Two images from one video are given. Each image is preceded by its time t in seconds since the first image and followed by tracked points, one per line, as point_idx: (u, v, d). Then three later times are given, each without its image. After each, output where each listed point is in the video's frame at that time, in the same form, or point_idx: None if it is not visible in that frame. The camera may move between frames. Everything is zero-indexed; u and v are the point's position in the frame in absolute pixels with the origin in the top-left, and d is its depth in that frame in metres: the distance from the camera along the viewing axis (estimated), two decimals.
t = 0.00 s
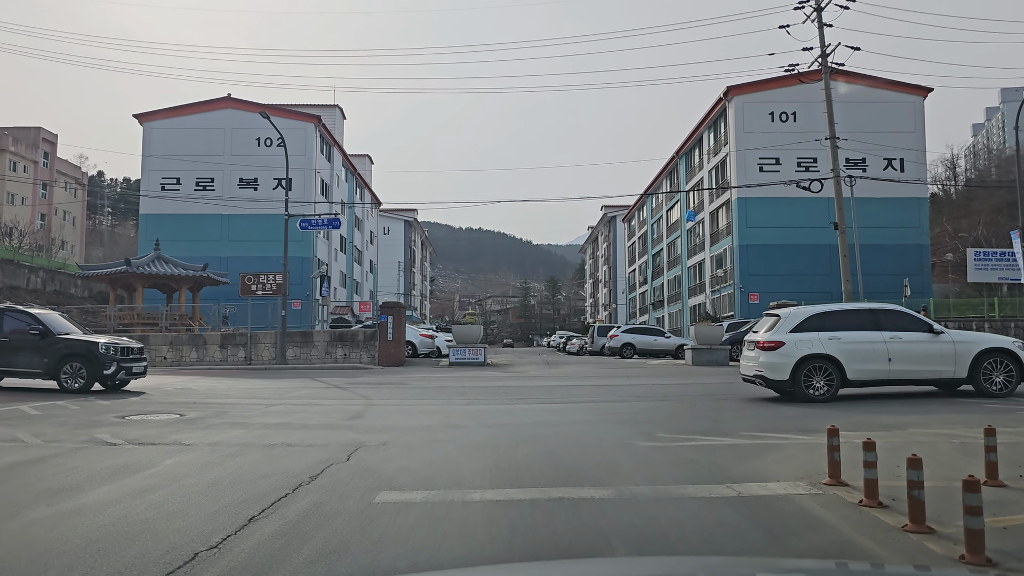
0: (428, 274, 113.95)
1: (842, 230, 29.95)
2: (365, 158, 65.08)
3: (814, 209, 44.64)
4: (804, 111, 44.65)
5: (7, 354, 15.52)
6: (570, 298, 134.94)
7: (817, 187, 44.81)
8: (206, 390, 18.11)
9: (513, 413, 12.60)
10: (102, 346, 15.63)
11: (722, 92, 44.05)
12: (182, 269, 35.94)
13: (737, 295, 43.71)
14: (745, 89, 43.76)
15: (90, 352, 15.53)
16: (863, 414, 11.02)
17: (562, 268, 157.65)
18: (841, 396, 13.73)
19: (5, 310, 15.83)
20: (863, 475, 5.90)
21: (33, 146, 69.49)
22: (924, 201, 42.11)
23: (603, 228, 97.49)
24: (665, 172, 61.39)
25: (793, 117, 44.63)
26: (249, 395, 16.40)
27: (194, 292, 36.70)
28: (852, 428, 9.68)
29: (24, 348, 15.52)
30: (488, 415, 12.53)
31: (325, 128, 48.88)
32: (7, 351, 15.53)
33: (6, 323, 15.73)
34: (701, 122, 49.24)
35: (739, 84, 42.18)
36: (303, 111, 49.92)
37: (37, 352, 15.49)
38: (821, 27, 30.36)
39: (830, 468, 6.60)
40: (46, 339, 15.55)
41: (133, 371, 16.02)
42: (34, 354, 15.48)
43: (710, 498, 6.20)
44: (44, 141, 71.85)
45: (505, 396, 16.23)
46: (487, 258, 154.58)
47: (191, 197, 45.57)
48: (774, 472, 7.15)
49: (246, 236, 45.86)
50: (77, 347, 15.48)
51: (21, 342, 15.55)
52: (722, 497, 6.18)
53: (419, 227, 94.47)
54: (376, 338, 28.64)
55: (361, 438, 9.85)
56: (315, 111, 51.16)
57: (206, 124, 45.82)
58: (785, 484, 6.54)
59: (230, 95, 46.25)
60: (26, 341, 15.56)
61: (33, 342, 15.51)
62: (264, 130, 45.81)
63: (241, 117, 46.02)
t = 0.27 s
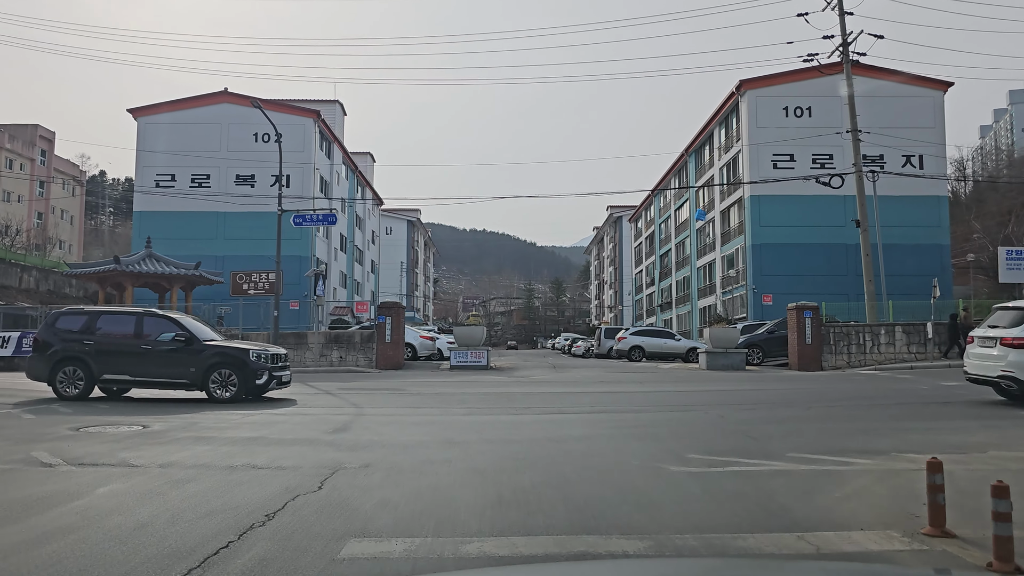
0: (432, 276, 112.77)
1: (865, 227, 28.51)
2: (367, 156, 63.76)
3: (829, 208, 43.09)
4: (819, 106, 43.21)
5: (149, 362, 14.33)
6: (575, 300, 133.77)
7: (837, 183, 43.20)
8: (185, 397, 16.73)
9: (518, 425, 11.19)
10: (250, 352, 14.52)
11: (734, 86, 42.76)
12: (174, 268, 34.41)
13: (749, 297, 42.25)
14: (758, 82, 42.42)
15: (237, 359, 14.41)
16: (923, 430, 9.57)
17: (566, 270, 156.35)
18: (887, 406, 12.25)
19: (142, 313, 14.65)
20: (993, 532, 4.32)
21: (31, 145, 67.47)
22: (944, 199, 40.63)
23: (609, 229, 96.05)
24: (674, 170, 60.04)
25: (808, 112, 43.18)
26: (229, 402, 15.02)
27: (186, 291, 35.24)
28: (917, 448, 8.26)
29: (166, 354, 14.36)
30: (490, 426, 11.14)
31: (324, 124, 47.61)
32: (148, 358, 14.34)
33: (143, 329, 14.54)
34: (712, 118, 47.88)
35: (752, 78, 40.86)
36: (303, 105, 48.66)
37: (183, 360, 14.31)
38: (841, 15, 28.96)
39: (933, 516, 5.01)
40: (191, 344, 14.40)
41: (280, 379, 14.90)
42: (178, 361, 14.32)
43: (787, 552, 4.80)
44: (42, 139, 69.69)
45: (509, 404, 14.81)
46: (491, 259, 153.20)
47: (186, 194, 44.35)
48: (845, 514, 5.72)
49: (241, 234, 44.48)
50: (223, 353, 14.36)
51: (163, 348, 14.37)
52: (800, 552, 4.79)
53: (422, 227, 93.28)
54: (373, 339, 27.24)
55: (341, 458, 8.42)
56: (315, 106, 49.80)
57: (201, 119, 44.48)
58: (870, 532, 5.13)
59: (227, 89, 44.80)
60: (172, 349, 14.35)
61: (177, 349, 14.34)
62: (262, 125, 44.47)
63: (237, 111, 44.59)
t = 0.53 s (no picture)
0: (437, 276, 111.57)
1: (890, 224, 27.19)
2: (371, 154, 62.56)
3: (847, 206, 41.63)
4: (837, 100, 41.88)
5: (323, 366, 12.61)
6: (582, 302, 132.42)
7: (860, 177, 41.75)
8: (166, 402, 15.49)
9: (527, 438, 9.93)
10: (433, 353, 12.73)
11: (749, 79, 41.56)
12: (168, 266, 33.11)
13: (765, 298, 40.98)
14: (773, 75, 41.20)
15: (419, 361, 12.65)
16: (998, 450, 8.32)
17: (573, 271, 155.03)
18: (939, 419, 10.98)
19: (307, 311, 12.97)
20: None
21: (31, 142, 65.68)
22: (967, 197, 39.14)
23: (617, 229, 94.68)
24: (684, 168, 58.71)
25: (825, 106, 41.88)
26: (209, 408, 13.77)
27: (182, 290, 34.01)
28: (1000, 475, 7.03)
29: (340, 357, 12.64)
30: (497, 440, 9.92)
31: (327, 119, 46.55)
32: (320, 362, 12.64)
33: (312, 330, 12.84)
34: (725, 113, 46.61)
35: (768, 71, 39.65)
36: (305, 100, 47.59)
37: (357, 362, 12.59)
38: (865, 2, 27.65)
39: None
40: (367, 347, 12.67)
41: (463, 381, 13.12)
42: (354, 365, 12.58)
43: None
44: (42, 136, 67.95)
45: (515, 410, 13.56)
46: (497, 259, 151.90)
47: (184, 191, 43.19)
48: (953, 574, 4.46)
49: (240, 232, 43.33)
50: (405, 355, 12.59)
51: (336, 350, 12.67)
52: None
53: (427, 227, 92.06)
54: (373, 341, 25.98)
55: (321, 480, 7.19)
56: (317, 101, 48.69)
57: (200, 113, 43.28)
58: None
59: (227, 83, 43.67)
60: (344, 350, 12.67)
61: (351, 351, 12.63)
62: (263, 120, 43.33)
63: (238, 106, 43.46)
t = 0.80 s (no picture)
0: (445, 276, 110.39)
1: (921, 219, 25.76)
2: (378, 151, 61.32)
3: (871, 202, 40.21)
4: (859, 92, 40.43)
5: (534, 368, 11.20)
6: (592, 302, 131.01)
7: (890, 170, 40.06)
8: (146, 408, 14.25)
9: (538, 457, 8.59)
10: (656, 355, 11.20)
11: (767, 72, 40.27)
12: (166, 264, 31.93)
13: (783, 297, 39.82)
14: (792, 67, 39.87)
15: (641, 366, 11.10)
16: None
17: (582, 271, 153.56)
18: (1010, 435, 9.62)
19: (510, 308, 11.54)
20: None
21: (34, 139, 64.48)
22: (995, 194, 37.75)
23: (628, 228, 93.25)
24: (699, 165, 57.30)
25: (847, 99, 40.45)
26: (189, 417, 12.52)
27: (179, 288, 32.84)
28: None
29: (551, 361, 11.21)
30: (505, 457, 8.64)
31: (331, 114, 45.36)
32: (526, 366, 11.22)
33: (518, 327, 11.41)
34: (741, 108, 45.26)
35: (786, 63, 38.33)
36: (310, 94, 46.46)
37: (571, 365, 11.15)
38: None
39: None
40: (580, 348, 11.22)
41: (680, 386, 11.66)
42: (567, 369, 11.15)
43: None
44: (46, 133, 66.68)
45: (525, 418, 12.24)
46: (506, 260, 150.65)
47: (185, 187, 42.11)
48: None
49: (242, 229, 42.24)
50: (626, 358, 11.07)
51: (546, 353, 11.24)
52: None
53: (435, 226, 90.84)
54: (375, 341, 24.72)
55: (289, 513, 5.90)
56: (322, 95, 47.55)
57: (201, 107, 42.21)
58: None
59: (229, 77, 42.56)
60: (557, 351, 11.23)
61: (564, 352, 11.19)
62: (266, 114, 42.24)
63: (240, 100, 42.40)
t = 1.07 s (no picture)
0: (455, 276, 109.36)
1: (955, 214, 24.46)
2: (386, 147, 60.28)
3: (896, 198, 38.83)
4: (884, 84, 39.06)
5: (788, 373, 9.89)
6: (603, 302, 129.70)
7: (922, 162, 38.84)
8: (129, 412, 13.21)
9: (556, 478, 7.46)
10: (930, 355, 9.92)
11: (787, 63, 39.02)
12: (167, 260, 30.90)
13: (804, 297, 38.69)
14: (814, 58, 38.58)
15: (915, 367, 9.81)
16: None
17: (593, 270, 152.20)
18: None
19: (755, 305, 10.28)
20: None
21: (41, 136, 63.78)
22: None
23: (641, 227, 91.88)
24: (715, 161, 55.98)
25: (871, 91, 39.08)
26: (170, 424, 11.45)
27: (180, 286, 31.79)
28: None
29: (808, 364, 9.91)
30: (521, 476, 7.54)
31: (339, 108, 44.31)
32: (779, 369, 9.92)
33: (768, 327, 10.13)
34: (760, 102, 43.97)
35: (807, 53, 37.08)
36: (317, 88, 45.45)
37: (834, 370, 9.85)
38: None
39: None
40: (841, 350, 9.92)
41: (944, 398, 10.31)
42: (827, 372, 9.84)
43: None
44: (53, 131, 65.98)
45: (538, 427, 11.10)
46: (516, 259, 149.59)
47: (189, 183, 41.13)
48: None
49: (248, 226, 41.33)
50: (897, 359, 9.78)
51: (803, 355, 9.95)
52: None
53: (445, 224, 89.78)
54: (381, 341, 23.65)
55: (257, 554, 4.82)
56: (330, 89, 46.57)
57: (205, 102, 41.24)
58: None
59: (234, 70, 41.59)
60: (816, 354, 9.94)
61: (824, 355, 9.89)
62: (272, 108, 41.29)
63: (246, 94, 41.47)
